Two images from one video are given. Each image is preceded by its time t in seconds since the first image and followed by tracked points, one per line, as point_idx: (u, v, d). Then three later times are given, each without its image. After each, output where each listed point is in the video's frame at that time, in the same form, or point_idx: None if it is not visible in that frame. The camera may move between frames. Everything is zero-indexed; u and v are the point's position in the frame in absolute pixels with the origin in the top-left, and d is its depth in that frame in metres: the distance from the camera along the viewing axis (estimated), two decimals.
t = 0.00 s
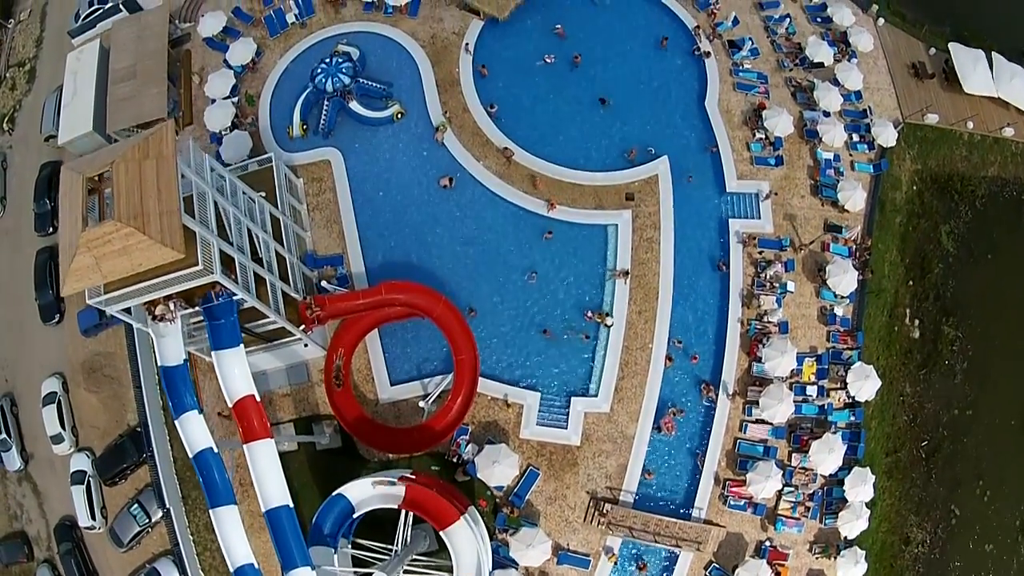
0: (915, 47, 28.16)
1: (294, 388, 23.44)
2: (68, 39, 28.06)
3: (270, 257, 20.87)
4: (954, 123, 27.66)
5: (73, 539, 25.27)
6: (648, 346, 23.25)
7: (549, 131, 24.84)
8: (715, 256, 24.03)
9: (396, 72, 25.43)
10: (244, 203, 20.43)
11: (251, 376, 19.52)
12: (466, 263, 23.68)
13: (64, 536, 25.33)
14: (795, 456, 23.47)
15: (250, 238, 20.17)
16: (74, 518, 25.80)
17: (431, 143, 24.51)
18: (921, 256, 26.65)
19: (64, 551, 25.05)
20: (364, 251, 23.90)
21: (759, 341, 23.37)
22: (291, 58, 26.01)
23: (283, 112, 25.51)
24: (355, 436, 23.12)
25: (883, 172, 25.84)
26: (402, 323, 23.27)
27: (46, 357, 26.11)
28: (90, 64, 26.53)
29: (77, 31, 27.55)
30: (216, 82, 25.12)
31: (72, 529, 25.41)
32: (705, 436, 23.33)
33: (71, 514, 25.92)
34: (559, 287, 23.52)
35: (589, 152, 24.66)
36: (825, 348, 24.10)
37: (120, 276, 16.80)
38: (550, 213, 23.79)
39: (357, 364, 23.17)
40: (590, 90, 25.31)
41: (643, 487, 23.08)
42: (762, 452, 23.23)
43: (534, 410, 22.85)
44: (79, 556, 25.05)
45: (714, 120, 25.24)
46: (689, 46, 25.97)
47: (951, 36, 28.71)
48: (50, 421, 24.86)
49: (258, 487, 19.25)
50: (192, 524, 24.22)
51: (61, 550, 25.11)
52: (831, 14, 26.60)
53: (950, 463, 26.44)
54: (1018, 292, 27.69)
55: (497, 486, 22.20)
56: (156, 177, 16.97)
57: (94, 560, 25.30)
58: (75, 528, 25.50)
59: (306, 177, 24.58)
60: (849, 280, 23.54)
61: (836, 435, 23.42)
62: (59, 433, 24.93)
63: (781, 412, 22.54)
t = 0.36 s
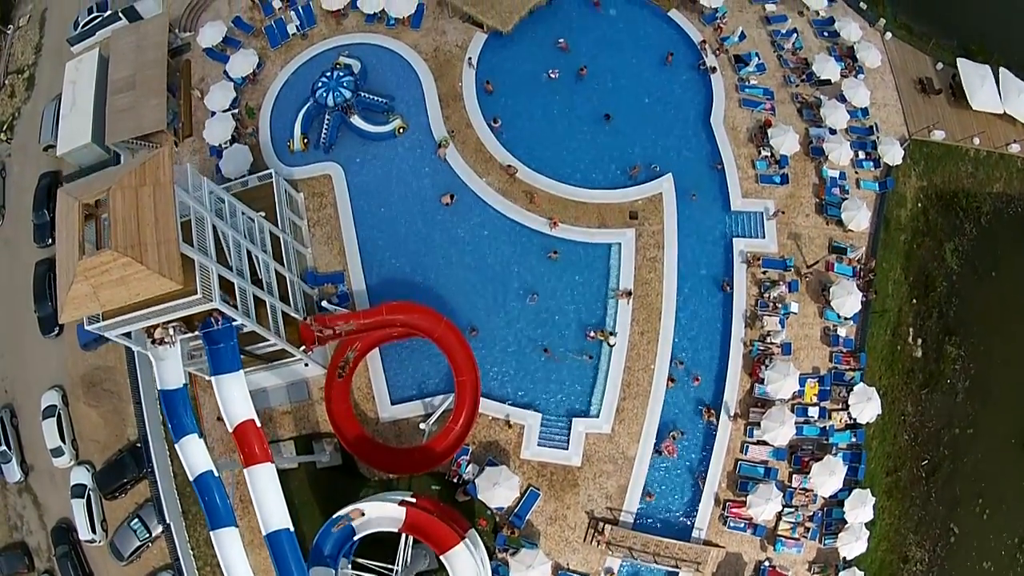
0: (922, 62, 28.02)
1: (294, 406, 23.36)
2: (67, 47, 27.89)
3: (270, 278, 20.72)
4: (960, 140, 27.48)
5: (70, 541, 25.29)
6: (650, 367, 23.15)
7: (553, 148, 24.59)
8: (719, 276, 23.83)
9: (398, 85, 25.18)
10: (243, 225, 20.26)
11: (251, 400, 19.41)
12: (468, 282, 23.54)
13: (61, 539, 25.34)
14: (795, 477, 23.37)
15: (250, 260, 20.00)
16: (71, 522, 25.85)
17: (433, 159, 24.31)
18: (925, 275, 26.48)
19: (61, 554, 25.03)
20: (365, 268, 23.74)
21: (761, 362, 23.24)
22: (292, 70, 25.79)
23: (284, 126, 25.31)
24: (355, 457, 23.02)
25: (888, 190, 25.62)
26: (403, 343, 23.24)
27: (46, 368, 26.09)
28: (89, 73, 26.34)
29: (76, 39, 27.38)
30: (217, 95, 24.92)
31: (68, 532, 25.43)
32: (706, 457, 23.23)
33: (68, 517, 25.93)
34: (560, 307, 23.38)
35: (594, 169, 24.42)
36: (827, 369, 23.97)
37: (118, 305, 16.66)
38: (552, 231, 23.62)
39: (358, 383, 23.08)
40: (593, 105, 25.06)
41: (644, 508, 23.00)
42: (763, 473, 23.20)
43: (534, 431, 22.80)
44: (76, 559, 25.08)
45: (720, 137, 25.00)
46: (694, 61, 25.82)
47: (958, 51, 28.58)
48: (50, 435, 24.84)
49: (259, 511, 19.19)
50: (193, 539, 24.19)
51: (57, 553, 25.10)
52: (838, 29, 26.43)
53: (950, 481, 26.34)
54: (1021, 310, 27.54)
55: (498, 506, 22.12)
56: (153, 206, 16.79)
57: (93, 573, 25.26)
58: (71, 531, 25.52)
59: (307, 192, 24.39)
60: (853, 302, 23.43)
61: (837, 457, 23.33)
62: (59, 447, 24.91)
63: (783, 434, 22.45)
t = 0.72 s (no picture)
0: (930, 79, 27.83)
1: (295, 424, 23.29)
2: (67, 55, 27.72)
3: (270, 300, 20.54)
4: (967, 159, 27.28)
5: (66, 544, 25.24)
6: (652, 389, 23.08)
7: (557, 166, 24.41)
8: (723, 297, 23.72)
9: (401, 99, 24.93)
10: (243, 247, 20.08)
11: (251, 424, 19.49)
12: (470, 301, 23.39)
13: (57, 541, 25.34)
14: (795, 500, 23.27)
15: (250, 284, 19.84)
16: (67, 523, 25.78)
17: (436, 176, 24.09)
18: (929, 295, 26.35)
19: (57, 556, 25.04)
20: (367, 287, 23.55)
21: (764, 385, 23.15)
22: (294, 82, 25.54)
23: (285, 140, 25.01)
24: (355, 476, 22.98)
25: (894, 211, 25.43)
26: (404, 363, 23.16)
27: (47, 379, 26.07)
28: (89, 82, 26.12)
29: (76, 46, 27.23)
30: (218, 107, 24.70)
31: (65, 534, 25.42)
32: (707, 480, 23.14)
33: (65, 518, 25.86)
34: (562, 328, 23.26)
35: (599, 189, 24.23)
36: (830, 392, 23.87)
37: (117, 335, 16.51)
38: (556, 251, 23.47)
39: (358, 403, 22.98)
40: (598, 123, 24.90)
41: (644, 530, 22.90)
42: (763, 496, 23.06)
43: (535, 453, 22.73)
44: (72, 561, 25.06)
45: (726, 156, 24.75)
46: (701, 77, 25.56)
47: (967, 68, 28.38)
48: (50, 447, 24.84)
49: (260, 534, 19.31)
50: (193, 554, 24.14)
51: (54, 554, 25.12)
52: (847, 46, 26.18)
53: (949, 502, 26.25)
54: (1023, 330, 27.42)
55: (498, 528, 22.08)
56: (151, 235, 16.56)
57: None
58: (68, 533, 25.50)
59: (308, 208, 24.18)
60: (857, 325, 23.30)
61: (837, 481, 23.24)
62: (59, 460, 24.89)
63: (785, 459, 22.44)
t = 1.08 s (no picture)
0: (941, 100, 27.63)
1: (295, 438, 23.27)
2: (71, 56, 27.64)
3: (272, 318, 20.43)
4: (975, 181, 27.10)
5: (61, 540, 25.46)
6: (653, 411, 23.03)
7: (563, 184, 24.26)
8: (727, 319, 23.60)
9: (407, 111, 24.78)
10: (245, 265, 19.95)
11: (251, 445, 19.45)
12: (474, 321, 23.31)
13: (53, 537, 25.53)
14: (793, 523, 23.25)
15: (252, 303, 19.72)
16: (62, 518, 25.90)
17: (441, 191, 23.96)
18: (933, 319, 26.19)
19: (52, 553, 25.24)
20: (370, 302, 23.45)
21: (765, 409, 23.09)
22: (299, 91, 25.41)
23: (290, 151, 24.85)
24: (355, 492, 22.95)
25: (902, 235, 25.26)
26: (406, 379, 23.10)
27: (47, 383, 26.14)
28: (92, 85, 26.00)
29: (79, 48, 27.12)
30: (222, 116, 24.51)
31: (60, 530, 25.58)
32: (706, 502, 23.09)
33: (59, 514, 25.94)
34: (564, 348, 23.20)
35: (605, 208, 24.06)
36: (831, 417, 23.81)
37: (117, 359, 16.40)
38: (560, 270, 23.38)
39: (359, 419, 22.92)
40: (606, 140, 24.72)
41: (641, 552, 22.78)
42: (762, 520, 22.97)
43: (536, 473, 22.74)
44: (66, 558, 25.23)
45: (735, 176, 24.56)
46: (710, 94, 25.35)
47: (978, 88, 28.18)
48: (49, 454, 24.84)
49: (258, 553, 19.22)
50: (191, 563, 24.09)
51: (49, 550, 25.31)
52: (858, 65, 25.94)
53: (947, 526, 26.03)
54: None
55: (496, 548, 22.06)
56: (152, 260, 16.38)
57: None
58: (63, 529, 25.67)
59: (312, 221, 24.05)
60: (861, 351, 23.27)
61: (836, 507, 23.18)
62: (59, 466, 24.87)
63: (785, 484, 22.39)
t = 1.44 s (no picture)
0: (956, 130, 27.38)
1: (294, 451, 23.24)
2: (80, 54, 27.57)
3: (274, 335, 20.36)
4: (987, 214, 26.88)
5: (53, 530, 25.40)
6: (653, 438, 22.97)
7: (571, 206, 24.12)
8: (731, 348, 23.50)
9: (417, 125, 24.57)
10: (248, 282, 19.82)
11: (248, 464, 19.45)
12: (477, 341, 23.20)
13: (45, 526, 25.43)
14: (788, 554, 23.16)
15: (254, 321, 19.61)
16: (55, 509, 25.86)
17: (448, 208, 23.82)
18: (938, 352, 26.01)
19: (44, 542, 25.18)
20: (373, 318, 23.34)
21: (766, 439, 22.99)
22: (308, 100, 25.27)
23: (298, 161, 24.72)
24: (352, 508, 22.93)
25: (910, 267, 25.08)
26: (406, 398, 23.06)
27: (48, 381, 26.30)
28: (99, 85, 25.91)
29: (89, 46, 27.03)
30: (230, 123, 24.34)
31: (53, 520, 25.55)
32: (702, 531, 22.98)
33: (52, 504, 25.93)
34: (567, 372, 23.10)
35: (613, 231, 23.94)
36: (831, 450, 23.74)
37: (116, 381, 16.33)
38: (566, 294, 23.27)
39: (358, 435, 22.90)
40: (617, 163, 24.53)
41: None
42: (757, 550, 22.84)
43: (533, 495, 22.70)
44: (58, 547, 25.21)
45: (745, 202, 24.38)
46: (724, 118, 25.09)
47: (992, 117, 28.06)
48: (47, 454, 24.84)
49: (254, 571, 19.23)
50: (186, 570, 24.11)
51: (41, 539, 25.29)
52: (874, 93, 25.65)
53: (941, 559, 25.98)
54: None
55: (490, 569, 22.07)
56: (153, 283, 16.30)
57: None
58: (56, 519, 25.62)
59: (317, 233, 23.91)
60: (864, 385, 23.06)
61: (831, 539, 23.11)
62: (56, 468, 24.88)
63: (781, 517, 22.18)
